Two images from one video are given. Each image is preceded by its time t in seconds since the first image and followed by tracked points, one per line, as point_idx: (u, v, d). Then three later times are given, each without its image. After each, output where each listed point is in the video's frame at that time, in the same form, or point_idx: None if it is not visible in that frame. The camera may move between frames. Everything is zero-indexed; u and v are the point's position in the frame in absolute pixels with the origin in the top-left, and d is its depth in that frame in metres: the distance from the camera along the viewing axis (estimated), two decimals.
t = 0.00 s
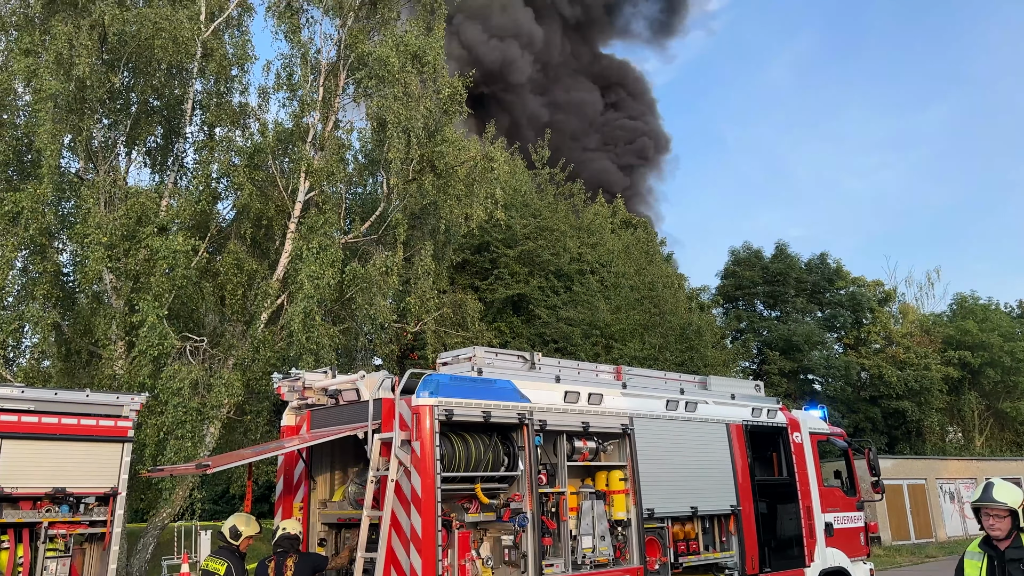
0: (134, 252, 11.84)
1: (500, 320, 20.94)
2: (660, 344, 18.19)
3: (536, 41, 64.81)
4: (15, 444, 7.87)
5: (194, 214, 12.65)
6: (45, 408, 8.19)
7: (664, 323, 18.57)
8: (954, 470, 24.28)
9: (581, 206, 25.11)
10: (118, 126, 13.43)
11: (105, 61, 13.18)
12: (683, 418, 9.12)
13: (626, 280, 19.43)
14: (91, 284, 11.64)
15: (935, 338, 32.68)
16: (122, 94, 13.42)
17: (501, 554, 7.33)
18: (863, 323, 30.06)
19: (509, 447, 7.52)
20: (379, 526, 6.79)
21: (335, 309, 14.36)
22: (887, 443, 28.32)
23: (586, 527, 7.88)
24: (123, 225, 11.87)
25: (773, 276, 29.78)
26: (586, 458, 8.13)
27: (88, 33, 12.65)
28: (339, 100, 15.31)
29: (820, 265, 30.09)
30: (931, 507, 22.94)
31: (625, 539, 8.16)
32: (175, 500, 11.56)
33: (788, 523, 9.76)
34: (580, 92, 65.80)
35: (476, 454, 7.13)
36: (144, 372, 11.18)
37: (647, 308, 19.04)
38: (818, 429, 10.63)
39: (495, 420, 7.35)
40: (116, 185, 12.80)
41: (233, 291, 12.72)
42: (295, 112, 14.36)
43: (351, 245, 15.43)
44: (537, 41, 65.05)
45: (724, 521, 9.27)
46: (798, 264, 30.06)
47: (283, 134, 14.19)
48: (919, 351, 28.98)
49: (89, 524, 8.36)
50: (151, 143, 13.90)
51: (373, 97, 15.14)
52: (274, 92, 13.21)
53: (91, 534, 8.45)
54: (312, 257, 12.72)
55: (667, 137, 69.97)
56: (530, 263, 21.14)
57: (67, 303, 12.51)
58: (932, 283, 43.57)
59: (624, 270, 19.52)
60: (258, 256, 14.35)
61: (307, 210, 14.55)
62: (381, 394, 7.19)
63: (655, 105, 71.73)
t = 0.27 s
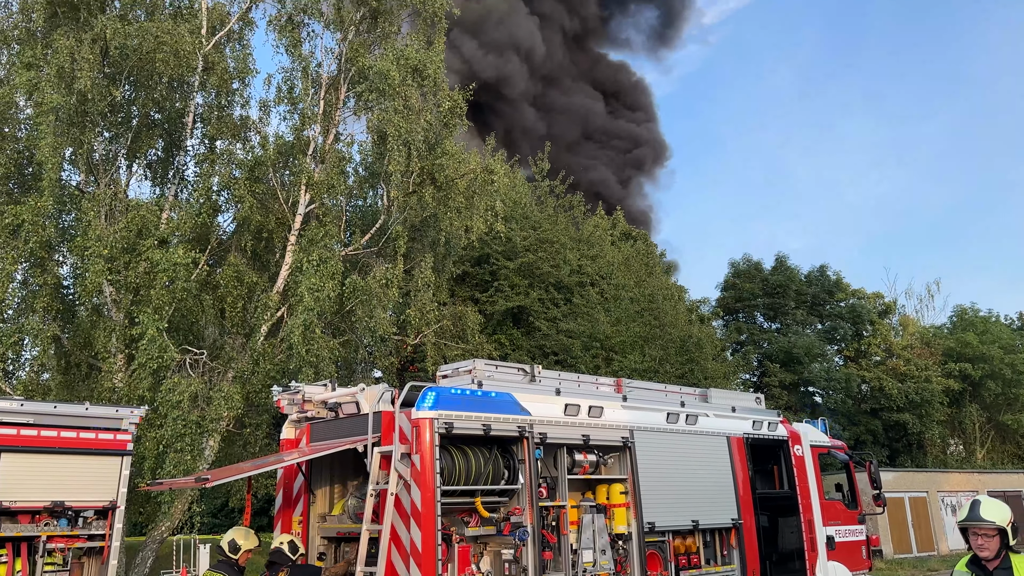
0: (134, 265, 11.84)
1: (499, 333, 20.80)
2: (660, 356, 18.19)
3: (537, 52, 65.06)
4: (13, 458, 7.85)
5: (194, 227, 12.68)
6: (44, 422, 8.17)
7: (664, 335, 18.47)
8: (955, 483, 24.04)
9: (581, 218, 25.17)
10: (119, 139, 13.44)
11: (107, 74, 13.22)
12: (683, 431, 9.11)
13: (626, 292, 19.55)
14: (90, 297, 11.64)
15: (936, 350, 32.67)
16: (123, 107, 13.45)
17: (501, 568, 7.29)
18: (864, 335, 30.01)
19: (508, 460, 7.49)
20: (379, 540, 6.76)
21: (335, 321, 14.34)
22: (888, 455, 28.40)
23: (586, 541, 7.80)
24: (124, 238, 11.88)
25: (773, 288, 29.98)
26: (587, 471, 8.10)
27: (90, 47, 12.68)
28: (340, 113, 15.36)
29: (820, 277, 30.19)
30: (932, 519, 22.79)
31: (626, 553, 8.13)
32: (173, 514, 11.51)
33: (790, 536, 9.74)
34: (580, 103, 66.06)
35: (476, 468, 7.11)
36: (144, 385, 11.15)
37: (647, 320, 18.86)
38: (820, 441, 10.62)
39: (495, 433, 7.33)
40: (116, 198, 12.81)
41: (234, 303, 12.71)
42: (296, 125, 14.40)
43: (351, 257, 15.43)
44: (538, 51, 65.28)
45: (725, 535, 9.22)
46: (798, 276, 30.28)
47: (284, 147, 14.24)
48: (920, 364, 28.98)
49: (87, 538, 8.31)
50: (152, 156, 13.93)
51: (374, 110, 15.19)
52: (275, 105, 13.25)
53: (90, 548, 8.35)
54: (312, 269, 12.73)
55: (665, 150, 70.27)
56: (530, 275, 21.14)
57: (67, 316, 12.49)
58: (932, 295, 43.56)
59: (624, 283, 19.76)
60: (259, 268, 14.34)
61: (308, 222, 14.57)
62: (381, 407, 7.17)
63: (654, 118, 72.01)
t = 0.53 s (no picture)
0: (134, 278, 11.84)
1: (500, 344, 20.89)
2: (660, 369, 18.05)
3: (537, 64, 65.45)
4: (12, 472, 7.83)
5: (195, 239, 12.70)
6: (43, 435, 8.14)
7: (664, 347, 18.26)
8: (956, 496, 23.66)
9: (581, 231, 25.22)
10: (120, 152, 13.47)
11: (108, 88, 13.27)
12: (684, 444, 9.09)
13: (627, 304, 19.57)
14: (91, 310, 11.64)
15: (936, 362, 32.65)
16: (124, 120, 13.48)
17: None
18: (864, 347, 30.00)
19: (509, 473, 7.47)
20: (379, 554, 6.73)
21: (335, 334, 14.33)
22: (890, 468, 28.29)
23: (587, 554, 7.77)
24: (124, 251, 11.88)
25: (773, 300, 30.07)
26: (587, 484, 8.06)
27: (92, 60, 12.73)
28: (341, 126, 15.40)
29: (820, 289, 30.32)
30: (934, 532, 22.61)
31: (627, 566, 8.09)
32: (172, 528, 11.46)
33: (791, 550, 9.72)
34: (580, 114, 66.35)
35: (476, 481, 7.09)
36: (143, 398, 11.12)
37: (647, 333, 18.67)
38: (821, 454, 10.62)
39: (495, 446, 7.30)
40: (117, 211, 12.82)
41: (234, 316, 12.71)
42: (297, 138, 14.44)
43: (351, 270, 15.39)
44: (538, 63, 65.67)
45: (726, 548, 9.18)
46: (798, 288, 30.37)
47: (284, 160, 14.28)
48: (920, 376, 28.91)
49: (86, 552, 8.24)
50: (153, 169, 13.96)
51: (375, 124, 15.25)
52: (276, 118, 13.30)
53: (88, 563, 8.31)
54: (312, 282, 12.74)
55: (665, 161, 70.49)
56: (530, 287, 21.14)
57: (67, 328, 12.48)
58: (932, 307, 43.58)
59: (624, 296, 19.72)
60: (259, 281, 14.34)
61: (308, 235, 14.58)
62: (381, 420, 7.16)
63: (654, 129, 72.24)
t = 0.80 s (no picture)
0: (134, 290, 11.84)
1: (500, 356, 20.87)
2: (662, 381, 18.20)
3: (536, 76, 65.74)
4: (11, 486, 7.80)
5: (196, 252, 12.72)
6: (43, 449, 8.09)
7: (666, 360, 18.46)
8: (959, 508, 23.42)
9: (581, 243, 25.28)
10: (121, 165, 13.51)
11: (110, 101, 13.31)
12: (685, 457, 9.06)
13: (627, 317, 19.65)
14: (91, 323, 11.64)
15: (937, 375, 32.61)
16: (126, 133, 13.53)
17: None
18: (865, 359, 29.95)
19: (509, 486, 7.43)
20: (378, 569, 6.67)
21: (335, 346, 14.32)
22: (891, 480, 28.14)
23: (588, 569, 7.72)
24: (125, 264, 11.90)
25: (774, 312, 30.18)
26: (588, 498, 8.01)
27: (93, 74, 12.78)
28: (342, 139, 15.45)
29: (821, 302, 30.42)
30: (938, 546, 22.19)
31: None
32: (171, 542, 11.41)
33: (794, 564, 9.71)
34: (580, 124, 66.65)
35: (476, 495, 7.05)
36: (143, 411, 11.09)
37: (648, 345, 18.85)
38: (821, 467, 10.58)
39: (495, 459, 7.26)
40: (118, 224, 12.84)
41: (234, 328, 12.70)
42: (298, 151, 14.49)
43: (351, 282, 15.38)
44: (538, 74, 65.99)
45: (728, 563, 9.14)
46: (798, 300, 30.46)
47: (285, 173, 14.33)
48: (921, 389, 28.84)
49: (84, 566, 8.21)
50: (154, 182, 14.08)
51: (375, 137, 15.30)
52: (277, 132, 13.36)
53: None
54: (312, 294, 12.75)
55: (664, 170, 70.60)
56: (530, 300, 21.10)
57: (67, 341, 12.46)
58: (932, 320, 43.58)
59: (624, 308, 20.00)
60: (260, 293, 14.35)
61: (309, 248, 14.61)
62: (381, 433, 7.13)
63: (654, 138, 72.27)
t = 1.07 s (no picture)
0: (135, 303, 11.87)
1: (500, 368, 20.79)
2: (663, 395, 18.46)
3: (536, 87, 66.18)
4: (10, 500, 7.78)
5: (197, 264, 12.75)
6: (42, 462, 8.10)
7: (668, 373, 18.69)
8: (961, 521, 23.29)
9: (581, 255, 25.33)
10: (123, 178, 13.56)
11: (112, 115, 13.37)
12: (686, 470, 9.03)
13: (627, 329, 19.62)
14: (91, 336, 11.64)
15: (938, 387, 32.55)
16: (127, 147, 13.58)
17: None
18: (865, 371, 29.95)
19: (509, 500, 7.41)
20: None
21: (335, 359, 14.33)
22: (893, 493, 27.87)
23: None
24: (125, 277, 11.92)
25: (774, 324, 30.17)
26: (589, 512, 7.98)
27: (95, 88, 12.84)
28: (343, 153, 15.50)
29: (822, 314, 30.46)
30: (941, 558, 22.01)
31: None
32: (169, 556, 11.35)
33: None
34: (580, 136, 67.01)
35: (476, 509, 7.02)
36: (142, 425, 11.07)
37: (649, 358, 19.01)
38: (822, 480, 10.52)
39: (496, 472, 7.24)
40: (119, 237, 12.86)
41: (235, 341, 12.71)
42: (298, 165, 14.56)
43: (351, 295, 15.38)
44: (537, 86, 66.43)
45: None
46: (799, 312, 30.41)
47: (286, 186, 14.38)
48: (923, 401, 28.78)
49: None
50: (155, 196, 14.08)
51: (376, 150, 15.35)
52: (278, 145, 13.42)
53: None
54: (312, 306, 12.77)
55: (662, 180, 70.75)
56: (530, 312, 21.10)
57: (67, 354, 12.45)
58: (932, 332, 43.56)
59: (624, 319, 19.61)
60: (260, 306, 14.35)
61: (309, 261, 14.64)
62: (381, 446, 7.12)
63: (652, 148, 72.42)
